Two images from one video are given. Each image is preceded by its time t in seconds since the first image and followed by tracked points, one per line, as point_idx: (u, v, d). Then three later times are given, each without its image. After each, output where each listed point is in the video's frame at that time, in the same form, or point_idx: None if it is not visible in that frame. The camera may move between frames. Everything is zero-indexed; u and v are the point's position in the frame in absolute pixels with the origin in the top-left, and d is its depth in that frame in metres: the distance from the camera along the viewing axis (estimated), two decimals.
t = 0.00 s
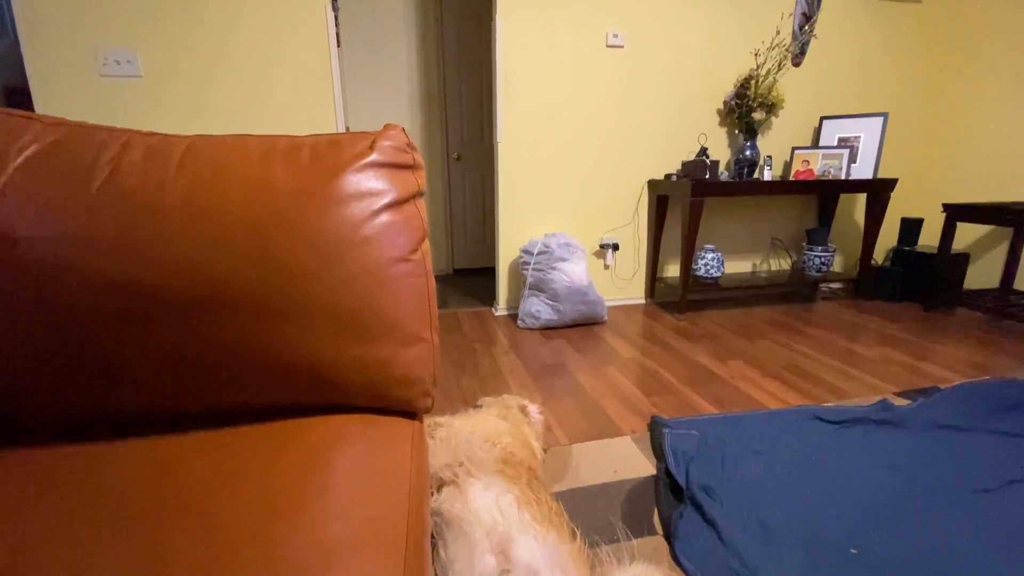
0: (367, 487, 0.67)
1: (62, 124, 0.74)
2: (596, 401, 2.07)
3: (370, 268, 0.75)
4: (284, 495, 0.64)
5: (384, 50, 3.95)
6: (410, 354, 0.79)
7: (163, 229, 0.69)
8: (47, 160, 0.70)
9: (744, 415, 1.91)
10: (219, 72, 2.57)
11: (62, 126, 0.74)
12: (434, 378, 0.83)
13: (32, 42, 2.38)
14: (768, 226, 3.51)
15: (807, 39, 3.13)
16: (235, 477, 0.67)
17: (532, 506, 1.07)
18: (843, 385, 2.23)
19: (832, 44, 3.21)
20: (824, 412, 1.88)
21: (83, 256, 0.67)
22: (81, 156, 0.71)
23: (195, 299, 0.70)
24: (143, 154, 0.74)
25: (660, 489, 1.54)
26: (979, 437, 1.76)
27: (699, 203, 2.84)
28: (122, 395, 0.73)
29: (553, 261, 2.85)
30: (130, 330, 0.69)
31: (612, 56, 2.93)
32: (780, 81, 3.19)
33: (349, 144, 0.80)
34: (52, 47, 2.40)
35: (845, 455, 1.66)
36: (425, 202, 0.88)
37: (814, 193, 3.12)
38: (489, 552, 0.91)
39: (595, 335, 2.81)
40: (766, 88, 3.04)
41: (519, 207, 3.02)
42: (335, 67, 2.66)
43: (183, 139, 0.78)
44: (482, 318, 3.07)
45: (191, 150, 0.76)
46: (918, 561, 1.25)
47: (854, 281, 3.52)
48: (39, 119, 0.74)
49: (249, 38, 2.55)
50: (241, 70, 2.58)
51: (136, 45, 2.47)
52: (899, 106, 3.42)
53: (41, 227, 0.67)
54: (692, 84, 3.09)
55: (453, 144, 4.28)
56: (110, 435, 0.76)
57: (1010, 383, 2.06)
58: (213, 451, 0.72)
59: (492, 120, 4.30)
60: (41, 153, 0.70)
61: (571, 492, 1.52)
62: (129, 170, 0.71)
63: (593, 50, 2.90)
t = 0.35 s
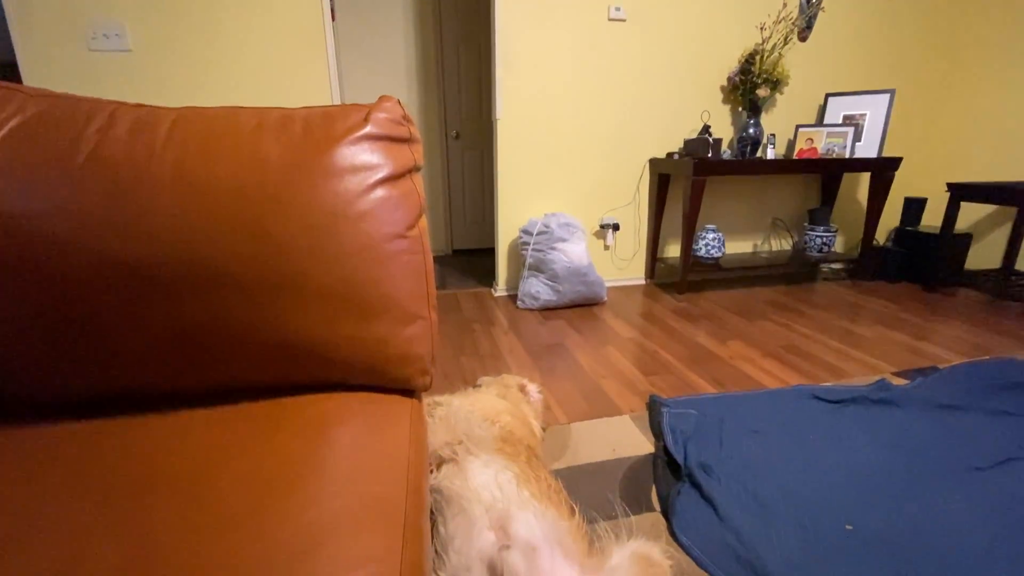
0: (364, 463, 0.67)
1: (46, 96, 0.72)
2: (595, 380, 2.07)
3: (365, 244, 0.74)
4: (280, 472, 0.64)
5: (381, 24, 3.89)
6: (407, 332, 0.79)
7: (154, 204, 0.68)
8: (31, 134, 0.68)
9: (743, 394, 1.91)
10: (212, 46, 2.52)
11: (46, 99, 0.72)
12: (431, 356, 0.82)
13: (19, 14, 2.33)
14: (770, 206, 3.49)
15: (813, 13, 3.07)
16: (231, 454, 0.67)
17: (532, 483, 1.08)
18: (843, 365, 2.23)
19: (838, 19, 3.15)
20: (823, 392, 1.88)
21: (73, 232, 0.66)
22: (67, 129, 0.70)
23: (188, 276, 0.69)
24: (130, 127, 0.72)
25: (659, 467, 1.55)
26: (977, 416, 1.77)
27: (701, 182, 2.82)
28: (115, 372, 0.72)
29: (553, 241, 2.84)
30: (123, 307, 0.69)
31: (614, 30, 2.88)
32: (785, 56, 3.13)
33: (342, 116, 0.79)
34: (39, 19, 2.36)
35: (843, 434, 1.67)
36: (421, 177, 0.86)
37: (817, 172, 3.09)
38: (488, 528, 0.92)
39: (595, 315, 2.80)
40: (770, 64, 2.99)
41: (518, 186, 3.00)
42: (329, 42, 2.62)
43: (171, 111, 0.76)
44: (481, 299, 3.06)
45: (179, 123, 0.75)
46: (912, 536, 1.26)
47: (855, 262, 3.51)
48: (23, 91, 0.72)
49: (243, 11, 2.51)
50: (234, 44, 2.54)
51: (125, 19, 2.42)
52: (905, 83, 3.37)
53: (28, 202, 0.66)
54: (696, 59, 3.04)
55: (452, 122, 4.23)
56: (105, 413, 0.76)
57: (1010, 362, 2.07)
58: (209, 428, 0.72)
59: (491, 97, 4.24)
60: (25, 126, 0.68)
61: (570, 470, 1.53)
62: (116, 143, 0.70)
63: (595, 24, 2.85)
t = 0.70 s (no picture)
0: (362, 441, 0.67)
1: (29, 68, 0.71)
2: (593, 361, 2.07)
3: (361, 220, 0.73)
4: (275, 450, 0.64)
5: None
6: (404, 310, 0.78)
7: (144, 179, 0.67)
8: (15, 106, 0.67)
9: (742, 374, 1.91)
10: (204, 21, 2.48)
11: (30, 70, 0.70)
12: (429, 334, 0.82)
13: None
14: (772, 186, 3.46)
15: None
16: (228, 433, 0.67)
17: (531, 462, 1.08)
18: (842, 346, 2.23)
19: None
20: (822, 372, 1.88)
21: (62, 208, 0.65)
22: (50, 101, 0.68)
23: (180, 252, 0.69)
24: (114, 97, 0.71)
25: (657, 446, 1.56)
26: (975, 395, 1.77)
27: (704, 161, 2.79)
28: (106, 350, 0.72)
29: (553, 222, 2.82)
30: (115, 284, 0.68)
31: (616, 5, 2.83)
32: (791, 32, 3.08)
33: (335, 87, 0.77)
34: None
35: (841, 414, 1.67)
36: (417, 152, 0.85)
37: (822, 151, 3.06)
38: (488, 506, 0.93)
39: (594, 297, 2.80)
40: (776, 40, 2.94)
41: (518, 165, 2.97)
42: (324, 17, 2.57)
43: (158, 82, 0.75)
44: (480, 280, 3.05)
45: (166, 94, 0.73)
46: (907, 514, 1.28)
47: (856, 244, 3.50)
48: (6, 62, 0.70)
49: None
50: (227, 19, 2.49)
51: None
52: (912, 60, 3.32)
53: (14, 177, 0.65)
54: (700, 35, 2.98)
55: (450, 100, 4.17)
56: (98, 391, 0.76)
57: (1009, 343, 2.07)
58: (205, 406, 0.72)
59: (490, 74, 4.18)
60: (8, 98, 0.67)
61: (569, 449, 1.54)
62: (101, 115, 0.69)
63: None
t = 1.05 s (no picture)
0: (359, 421, 0.67)
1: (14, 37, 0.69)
2: (593, 343, 2.07)
3: (355, 196, 0.72)
4: (272, 429, 0.64)
5: None
6: (402, 289, 0.78)
7: (135, 155, 0.67)
8: None
9: (741, 356, 1.91)
10: None
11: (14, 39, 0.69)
12: (427, 314, 0.82)
13: None
14: (775, 167, 3.43)
15: None
16: (225, 412, 0.67)
17: (530, 442, 1.08)
18: (842, 328, 2.23)
19: None
20: (822, 353, 1.88)
21: (53, 183, 0.65)
22: (35, 73, 0.67)
23: (173, 229, 0.68)
24: (101, 69, 0.69)
25: (656, 427, 1.56)
26: (975, 377, 1.77)
27: (706, 141, 2.76)
28: (99, 328, 0.71)
29: (552, 203, 2.80)
30: (106, 260, 0.68)
31: None
32: (797, 8, 3.02)
33: (328, 59, 0.75)
34: None
35: (840, 395, 1.68)
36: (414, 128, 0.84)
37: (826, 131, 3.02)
38: (487, 485, 0.95)
39: (594, 279, 2.79)
40: (782, 16, 2.89)
41: (518, 146, 2.94)
42: None
43: (144, 52, 0.73)
44: (479, 263, 3.04)
45: (153, 64, 0.71)
46: (904, 494, 1.29)
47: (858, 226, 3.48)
48: None
49: None
50: None
51: None
52: (920, 37, 3.26)
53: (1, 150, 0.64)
54: (704, 11, 2.93)
55: (448, 79, 4.12)
56: (94, 370, 0.75)
57: (1011, 325, 2.06)
58: (202, 385, 0.72)
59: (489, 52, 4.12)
60: None
61: (568, 429, 1.54)
62: (88, 87, 0.67)
63: None
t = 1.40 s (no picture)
0: (356, 399, 0.66)
1: None
2: (592, 324, 2.07)
3: (349, 171, 0.71)
4: (266, 406, 0.64)
5: None
6: (398, 267, 0.77)
7: (121, 129, 0.65)
8: None
9: (740, 337, 1.91)
10: None
11: None
12: (424, 293, 0.81)
13: None
14: (778, 147, 3.39)
15: None
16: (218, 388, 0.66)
17: (530, 422, 1.08)
18: (842, 310, 2.22)
19: None
20: (822, 334, 1.87)
21: (41, 157, 0.64)
22: (14, 41, 0.65)
23: (163, 205, 0.67)
24: (82, 37, 0.67)
25: (655, 407, 1.56)
26: (975, 358, 1.77)
27: (709, 120, 2.72)
28: (94, 305, 0.71)
29: (552, 183, 2.78)
30: (96, 236, 0.67)
31: None
32: None
33: (319, 26, 0.73)
34: None
35: (839, 376, 1.68)
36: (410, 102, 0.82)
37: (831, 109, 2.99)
38: (486, 465, 0.95)
39: (594, 260, 2.77)
40: None
41: (518, 124, 2.91)
42: None
43: (128, 19, 0.71)
44: (479, 244, 3.03)
45: (137, 32, 0.69)
46: (901, 473, 1.29)
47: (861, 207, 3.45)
48: None
49: None
50: None
51: None
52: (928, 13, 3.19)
53: None
54: None
55: (446, 56, 4.06)
56: (86, 350, 0.75)
57: (1012, 307, 2.05)
58: (195, 363, 0.71)
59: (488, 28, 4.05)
60: None
61: (567, 409, 1.54)
62: (70, 56, 0.65)
63: None
